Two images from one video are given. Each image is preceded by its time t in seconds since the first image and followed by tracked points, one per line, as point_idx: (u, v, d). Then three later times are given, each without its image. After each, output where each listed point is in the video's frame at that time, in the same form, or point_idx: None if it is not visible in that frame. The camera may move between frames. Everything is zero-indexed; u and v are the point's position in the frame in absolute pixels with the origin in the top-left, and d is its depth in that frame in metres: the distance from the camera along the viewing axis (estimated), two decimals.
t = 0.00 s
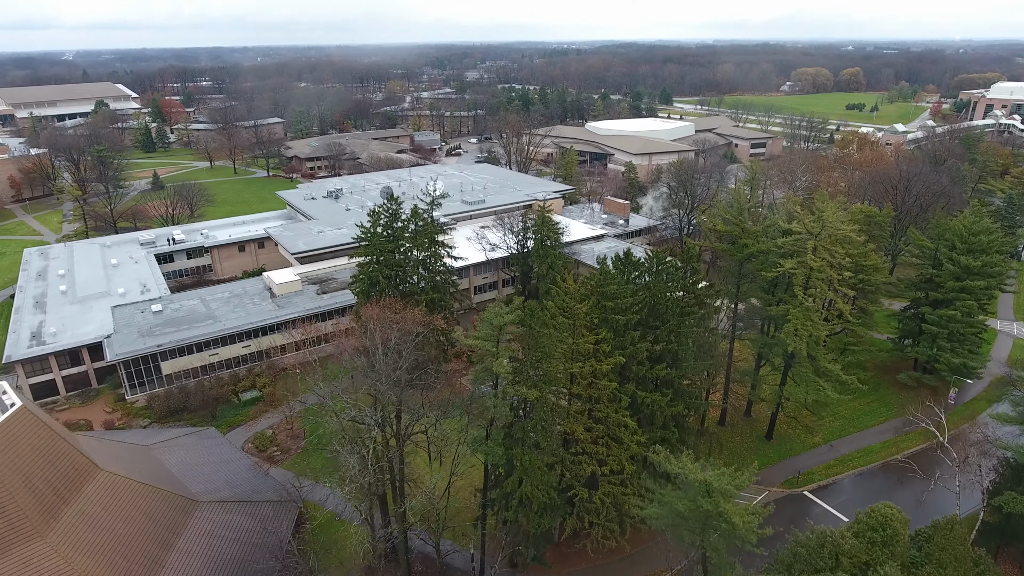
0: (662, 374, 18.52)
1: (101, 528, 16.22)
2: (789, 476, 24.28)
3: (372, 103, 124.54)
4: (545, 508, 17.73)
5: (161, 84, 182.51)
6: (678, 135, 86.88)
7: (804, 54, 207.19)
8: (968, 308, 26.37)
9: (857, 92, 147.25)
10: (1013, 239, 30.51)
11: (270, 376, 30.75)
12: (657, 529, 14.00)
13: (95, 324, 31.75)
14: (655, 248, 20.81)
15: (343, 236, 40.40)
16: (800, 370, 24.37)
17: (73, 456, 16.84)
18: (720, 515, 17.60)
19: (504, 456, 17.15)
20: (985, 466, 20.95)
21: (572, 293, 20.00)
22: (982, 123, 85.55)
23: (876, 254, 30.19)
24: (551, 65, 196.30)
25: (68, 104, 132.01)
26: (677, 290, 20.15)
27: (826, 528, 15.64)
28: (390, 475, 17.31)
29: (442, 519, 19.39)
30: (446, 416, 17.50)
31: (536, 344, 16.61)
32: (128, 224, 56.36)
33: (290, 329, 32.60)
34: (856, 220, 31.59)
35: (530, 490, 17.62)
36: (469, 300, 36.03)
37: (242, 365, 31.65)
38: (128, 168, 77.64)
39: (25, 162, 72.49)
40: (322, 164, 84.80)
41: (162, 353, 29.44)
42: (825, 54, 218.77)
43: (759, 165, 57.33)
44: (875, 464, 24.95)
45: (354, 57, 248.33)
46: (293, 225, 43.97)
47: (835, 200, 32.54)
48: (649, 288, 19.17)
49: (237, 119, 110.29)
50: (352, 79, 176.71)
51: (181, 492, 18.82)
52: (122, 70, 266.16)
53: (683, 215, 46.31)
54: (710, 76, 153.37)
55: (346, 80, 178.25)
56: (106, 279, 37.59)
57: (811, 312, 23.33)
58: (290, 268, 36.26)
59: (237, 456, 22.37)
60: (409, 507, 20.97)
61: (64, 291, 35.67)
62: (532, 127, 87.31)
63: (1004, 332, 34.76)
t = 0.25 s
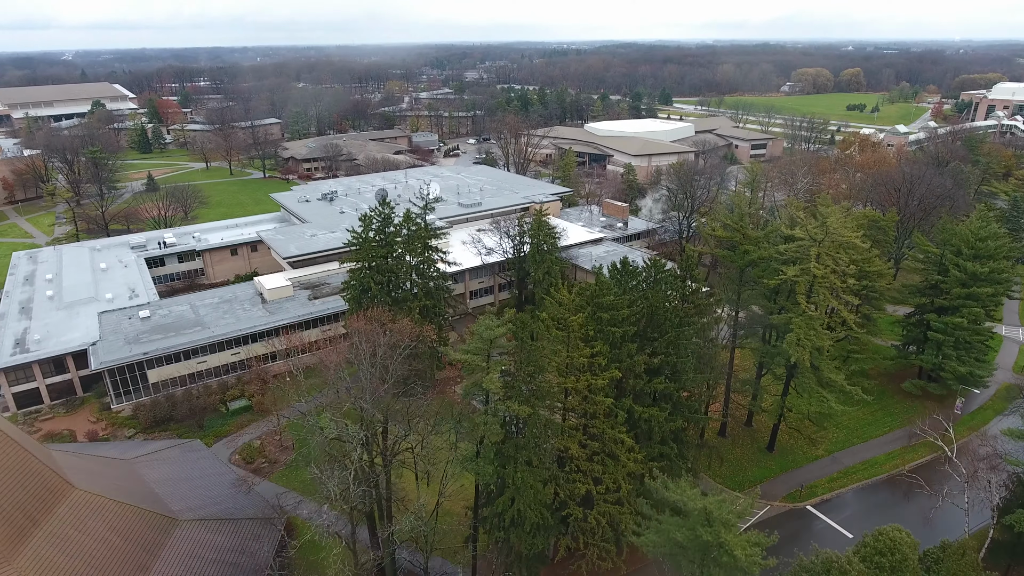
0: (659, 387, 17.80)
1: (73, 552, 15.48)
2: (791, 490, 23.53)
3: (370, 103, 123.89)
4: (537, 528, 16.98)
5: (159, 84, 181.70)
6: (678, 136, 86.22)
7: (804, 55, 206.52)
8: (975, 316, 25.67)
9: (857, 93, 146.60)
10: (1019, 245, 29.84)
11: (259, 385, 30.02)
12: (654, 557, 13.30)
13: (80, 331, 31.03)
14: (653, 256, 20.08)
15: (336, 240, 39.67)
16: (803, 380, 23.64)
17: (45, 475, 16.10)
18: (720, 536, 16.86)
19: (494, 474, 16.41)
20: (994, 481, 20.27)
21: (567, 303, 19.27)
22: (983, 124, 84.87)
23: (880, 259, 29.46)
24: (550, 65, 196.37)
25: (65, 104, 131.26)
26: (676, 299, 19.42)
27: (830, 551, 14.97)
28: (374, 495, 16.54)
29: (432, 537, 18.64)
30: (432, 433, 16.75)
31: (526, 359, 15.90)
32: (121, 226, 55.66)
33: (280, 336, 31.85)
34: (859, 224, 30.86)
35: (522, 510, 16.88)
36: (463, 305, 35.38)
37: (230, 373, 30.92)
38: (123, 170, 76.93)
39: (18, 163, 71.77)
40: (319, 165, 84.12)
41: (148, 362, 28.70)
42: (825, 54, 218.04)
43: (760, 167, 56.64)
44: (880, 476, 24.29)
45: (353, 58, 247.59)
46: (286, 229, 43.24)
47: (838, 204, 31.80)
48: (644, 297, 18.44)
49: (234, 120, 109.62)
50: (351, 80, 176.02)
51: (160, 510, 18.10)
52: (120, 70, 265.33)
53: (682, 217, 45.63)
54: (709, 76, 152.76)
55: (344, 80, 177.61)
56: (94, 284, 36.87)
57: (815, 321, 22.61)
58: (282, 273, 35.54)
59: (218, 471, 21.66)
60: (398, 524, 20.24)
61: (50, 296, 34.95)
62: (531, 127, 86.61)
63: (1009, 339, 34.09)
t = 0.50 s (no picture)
0: (657, 402, 17.02)
1: None
2: (793, 504, 22.81)
3: (368, 103, 123.12)
4: (530, 549, 16.24)
5: (156, 84, 180.68)
6: (678, 137, 85.50)
7: (804, 55, 205.83)
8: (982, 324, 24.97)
9: (857, 93, 145.95)
10: None
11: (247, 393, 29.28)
12: None
13: (66, 338, 30.28)
14: (651, 264, 19.34)
15: (330, 243, 38.93)
16: (806, 391, 22.91)
17: (14, 496, 15.34)
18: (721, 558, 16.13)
19: (484, 494, 15.67)
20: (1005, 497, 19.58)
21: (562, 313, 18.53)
22: (985, 125, 84.24)
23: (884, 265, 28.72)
24: (549, 65, 196.11)
25: (61, 104, 130.37)
26: (674, 309, 18.68)
27: None
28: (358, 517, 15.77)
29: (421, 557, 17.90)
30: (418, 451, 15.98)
31: (517, 374, 15.14)
32: (112, 229, 54.83)
33: (270, 343, 31.12)
34: (863, 229, 30.13)
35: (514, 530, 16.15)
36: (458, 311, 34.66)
37: (219, 381, 30.19)
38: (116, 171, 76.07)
39: (11, 164, 70.92)
40: (316, 166, 83.35)
41: (134, 370, 27.95)
42: (825, 54, 217.29)
43: (760, 169, 55.94)
44: (886, 490, 23.59)
45: (352, 58, 246.65)
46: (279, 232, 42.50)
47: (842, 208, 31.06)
48: (642, 308, 17.67)
49: (231, 120, 108.80)
50: (349, 80, 175.18)
51: (138, 530, 17.34)
52: (117, 69, 264.27)
53: (682, 220, 44.82)
54: (709, 76, 152.07)
55: (342, 80, 176.77)
56: (82, 288, 36.11)
57: (819, 331, 21.88)
58: (273, 278, 34.82)
59: (200, 485, 20.94)
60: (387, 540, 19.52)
61: (36, 302, 34.19)
62: (529, 128, 85.86)
63: (1014, 345, 33.44)
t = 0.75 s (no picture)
0: (655, 418, 16.27)
1: None
2: (796, 519, 22.09)
3: (367, 104, 122.42)
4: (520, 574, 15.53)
5: (155, 84, 180.10)
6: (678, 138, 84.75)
7: (805, 55, 205.09)
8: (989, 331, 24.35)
9: (858, 93, 145.23)
10: None
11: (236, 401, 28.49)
12: None
13: (50, 345, 29.58)
14: (649, 273, 18.61)
15: (323, 247, 38.19)
16: (809, 402, 22.19)
17: None
18: None
19: (472, 516, 14.93)
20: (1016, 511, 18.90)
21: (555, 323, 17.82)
22: (987, 125, 83.59)
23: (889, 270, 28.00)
24: (548, 65, 195.66)
25: (59, 104, 129.81)
26: (675, 321, 17.95)
27: None
28: (340, 540, 15.03)
29: None
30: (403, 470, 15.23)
31: (507, 390, 14.42)
32: (105, 231, 54.15)
33: (259, 349, 30.37)
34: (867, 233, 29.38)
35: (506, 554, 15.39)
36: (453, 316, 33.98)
37: (207, 390, 29.49)
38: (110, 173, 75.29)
39: (4, 166, 70.19)
40: (313, 167, 82.65)
41: (119, 378, 27.25)
42: (826, 54, 216.47)
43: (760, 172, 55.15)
44: (891, 504, 22.88)
45: (352, 58, 246.05)
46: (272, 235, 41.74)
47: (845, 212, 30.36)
48: (639, 319, 16.92)
49: (228, 121, 108.11)
50: (348, 80, 174.47)
51: (116, 550, 16.61)
52: (116, 70, 263.88)
53: (681, 223, 44.07)
54: (709, 76, 151.37)
55: (341, 80, 176.11)
56: (68, 293, 35.35)
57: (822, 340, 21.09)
58: (264, 283, 34.12)
59: (182, 501, 20.26)
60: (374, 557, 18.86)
61: (22, 307, 33.48)
62: (528, 129, 85.11)
63: (1021, 352, 32.77)
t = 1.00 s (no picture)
0: (653, 435, 15.53)
1: None
2: (799, 536, 21.39)
3: (365, 104, 121.76)
4: None
5: (153, 84, 179.38)
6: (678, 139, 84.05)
7: (805, 55, 204.37)
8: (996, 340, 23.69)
9: (859, 93, 144.61)
10: None
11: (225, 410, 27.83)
12: None
13: (34, 352, 28.84)
14: (646, 283, 17.95)
15: (316, 251, 37.50)
16: (812, 414, 21.49)
17: None
18: None
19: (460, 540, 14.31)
20: None
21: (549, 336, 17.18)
22: (990, 126, 82.80)
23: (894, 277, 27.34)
24: (548, 65, 195.15)
25: (56, 104, 129.14)
26: (673, 333, 17.28)
27: None
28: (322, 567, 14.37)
29: None
30: (388, 493, 14.58)
31: (496, 409, 13.75)
32: (98, 233, 53.47)
33: (249, 357, 29.68)
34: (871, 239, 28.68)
35: None
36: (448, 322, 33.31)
37: (195, 399, 28.81)
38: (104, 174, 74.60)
39: None
40: (310, 168, 82.01)
41: (104, 388, 26.54)
42: (826, 54, 215.70)
43: (762, 174, 54.45)
44: (897, 519, 22.18)
45: (351, 58, 245.38)
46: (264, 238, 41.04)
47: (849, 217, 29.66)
48: (636, 331, 16.21)
49: (225, 121, 107.44)
50: (347, 80, 173.84)
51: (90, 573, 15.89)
52: (114, 70, 263.15)
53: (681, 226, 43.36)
54: (710, 76, 150.75)
55: (340, 80, 175.50)
56: (55, 298, 34.63)
57: (825, 351, 20.39)
58: (255, 289, 33.43)
59: (163, 519, 19.57)
60: None
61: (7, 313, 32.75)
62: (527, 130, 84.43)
63: None
